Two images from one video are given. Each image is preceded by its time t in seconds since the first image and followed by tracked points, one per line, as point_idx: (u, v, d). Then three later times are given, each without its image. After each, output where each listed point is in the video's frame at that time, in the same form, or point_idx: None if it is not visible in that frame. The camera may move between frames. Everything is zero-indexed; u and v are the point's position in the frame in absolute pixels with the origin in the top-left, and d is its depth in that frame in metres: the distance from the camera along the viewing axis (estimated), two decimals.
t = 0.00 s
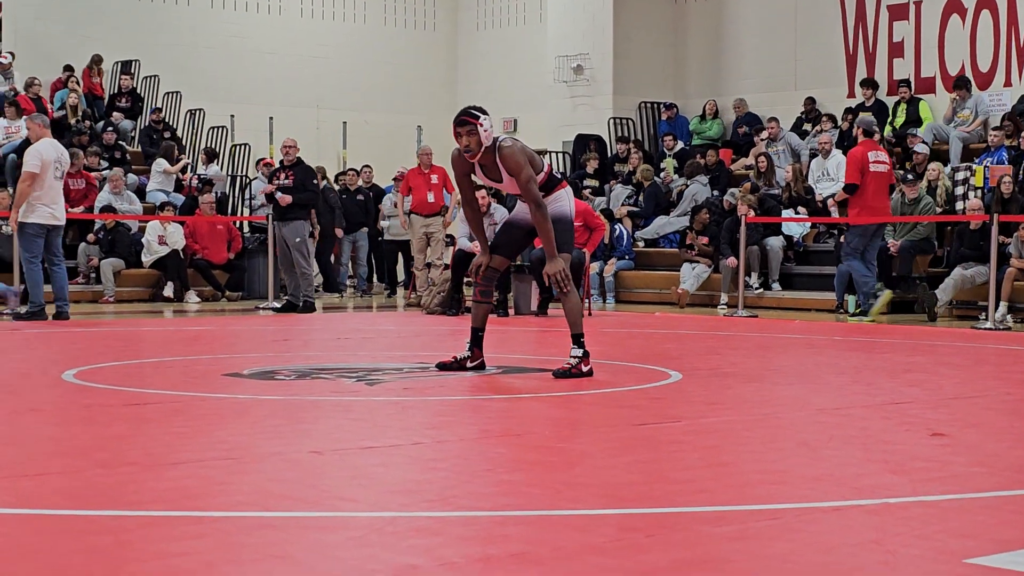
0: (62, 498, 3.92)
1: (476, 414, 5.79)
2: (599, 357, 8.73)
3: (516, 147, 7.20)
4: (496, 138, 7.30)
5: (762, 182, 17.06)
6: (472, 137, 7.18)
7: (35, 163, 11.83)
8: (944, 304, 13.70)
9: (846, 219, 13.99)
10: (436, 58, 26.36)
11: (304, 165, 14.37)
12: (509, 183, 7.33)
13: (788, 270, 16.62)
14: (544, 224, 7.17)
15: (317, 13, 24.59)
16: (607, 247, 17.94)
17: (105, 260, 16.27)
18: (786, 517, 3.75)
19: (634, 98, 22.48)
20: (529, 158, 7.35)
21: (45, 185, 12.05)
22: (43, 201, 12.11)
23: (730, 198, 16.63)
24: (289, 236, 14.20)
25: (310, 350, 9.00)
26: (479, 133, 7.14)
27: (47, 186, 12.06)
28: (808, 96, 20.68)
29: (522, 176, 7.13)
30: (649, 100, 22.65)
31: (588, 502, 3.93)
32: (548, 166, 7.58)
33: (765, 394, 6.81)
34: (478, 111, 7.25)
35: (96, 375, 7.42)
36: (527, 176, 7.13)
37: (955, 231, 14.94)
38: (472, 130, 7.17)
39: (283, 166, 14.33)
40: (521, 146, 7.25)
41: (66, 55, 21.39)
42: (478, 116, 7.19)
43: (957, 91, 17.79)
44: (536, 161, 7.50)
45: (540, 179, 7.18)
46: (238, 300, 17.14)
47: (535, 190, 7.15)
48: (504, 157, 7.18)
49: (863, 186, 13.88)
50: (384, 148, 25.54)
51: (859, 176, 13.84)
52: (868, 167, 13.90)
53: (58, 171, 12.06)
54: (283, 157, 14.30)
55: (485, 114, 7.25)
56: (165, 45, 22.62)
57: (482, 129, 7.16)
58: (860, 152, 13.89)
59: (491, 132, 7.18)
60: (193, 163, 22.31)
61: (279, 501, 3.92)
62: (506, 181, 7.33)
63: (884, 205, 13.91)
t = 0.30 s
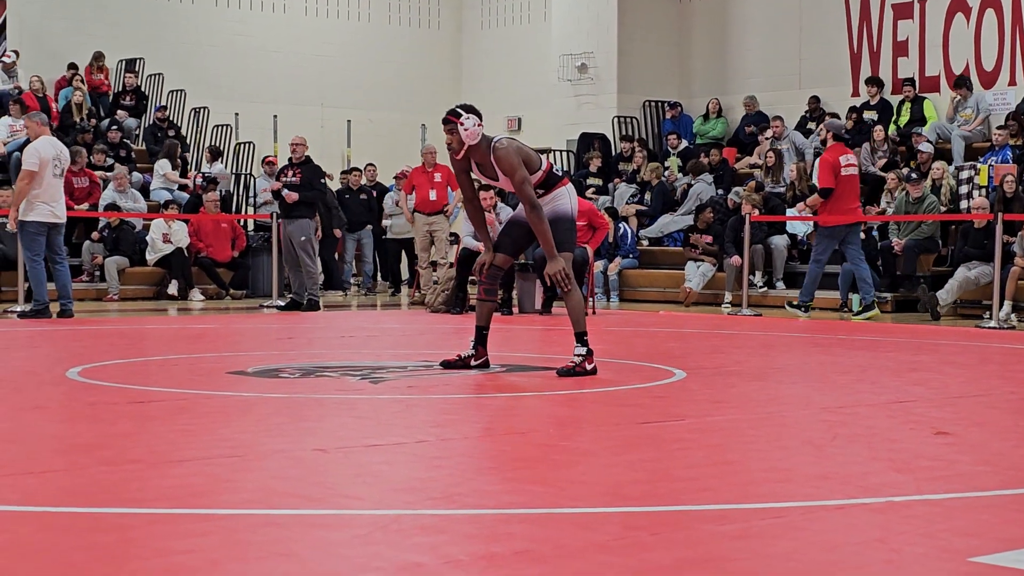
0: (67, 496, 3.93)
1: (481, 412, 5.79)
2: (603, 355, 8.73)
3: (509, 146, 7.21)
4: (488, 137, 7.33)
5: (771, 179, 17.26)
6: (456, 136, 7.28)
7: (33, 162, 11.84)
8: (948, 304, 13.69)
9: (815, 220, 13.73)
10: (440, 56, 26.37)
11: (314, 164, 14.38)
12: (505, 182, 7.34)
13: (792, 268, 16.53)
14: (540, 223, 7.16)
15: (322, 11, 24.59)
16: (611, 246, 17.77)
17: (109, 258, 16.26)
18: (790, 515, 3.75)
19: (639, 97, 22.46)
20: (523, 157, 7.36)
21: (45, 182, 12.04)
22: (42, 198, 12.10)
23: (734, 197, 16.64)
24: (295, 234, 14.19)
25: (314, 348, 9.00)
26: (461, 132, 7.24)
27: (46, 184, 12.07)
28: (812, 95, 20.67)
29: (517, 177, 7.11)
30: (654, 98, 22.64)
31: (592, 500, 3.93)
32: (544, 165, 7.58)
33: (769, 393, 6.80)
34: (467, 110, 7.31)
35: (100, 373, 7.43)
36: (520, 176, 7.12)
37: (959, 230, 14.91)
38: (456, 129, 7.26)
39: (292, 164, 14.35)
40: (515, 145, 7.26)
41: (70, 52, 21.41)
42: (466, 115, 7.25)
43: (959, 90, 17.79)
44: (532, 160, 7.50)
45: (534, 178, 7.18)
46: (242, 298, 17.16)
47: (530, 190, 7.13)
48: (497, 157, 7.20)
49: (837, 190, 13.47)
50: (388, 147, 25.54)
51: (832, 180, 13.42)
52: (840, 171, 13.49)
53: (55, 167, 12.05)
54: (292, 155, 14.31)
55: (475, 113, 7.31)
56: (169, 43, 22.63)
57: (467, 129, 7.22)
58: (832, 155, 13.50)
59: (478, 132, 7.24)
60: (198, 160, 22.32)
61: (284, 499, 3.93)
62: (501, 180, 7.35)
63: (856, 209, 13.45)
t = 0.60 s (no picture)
0: (71, 496, 3.93)
1: (486, 413, 5.79)
2: (608, 356, 8.73)
3: (511, 147, 7.21)
4: (490, 139, 7.33)
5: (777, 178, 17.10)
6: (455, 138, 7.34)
7: (34, 162, 11.88)
8: (953, 305, 13.69)
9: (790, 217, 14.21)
10: (445, 56, 26.37)
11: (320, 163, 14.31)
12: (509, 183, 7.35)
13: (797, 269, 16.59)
14: (543, 224, 7.15)
15: (327, 12, 24.61)
16: (616, 247, 17.74)
17: (114, 259, 16.28)
18: (795, 516, 3.75)
19: (644, 97, 22.45)
20: (527, 158, 7.36)
21: (47, 184, 12.06)
22: (44, 200, 12.08)
23: (739, 198, 16.58)
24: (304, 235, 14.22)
25: (319, 349, 9.00)
26: (461, 134, 7.28)
27: (48, 185, 12.08)
28: (817, 96, 20.66)
29: (519, 178, 7.11)
30: (659, 99, 22.62)
31: (597, 500, 3.93)
32: (548, 166, 7.58)
33: (774, 394, 6.80)
34: (467, 113, 7.33)
35: (105, 373, 7.44)
36: (523, 177, 7.12)
37: (964, 231, 14.90)
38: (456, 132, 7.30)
39: (299, 163, 14.26)
40: (518, 146, 7.26)
41: (75, 52, 21.44)
42: (466, 118, 7.27)
43: (964, 90, 17.77)
44: (537, 161, 7.50)
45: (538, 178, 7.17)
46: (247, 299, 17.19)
47: (533, 191, 7.13)
48: (500, 158, 7.21)
49: (798, 187, 13.96)
50: (393, 147, 25.55)
51: (794, 178, 13.93)
52: (806, 170, 13.94)
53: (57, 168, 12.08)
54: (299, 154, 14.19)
55: (477, 116, 7.34)
56: (174, 43, 22.66)
57: (466, 132, 7.25)
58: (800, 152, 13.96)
59: (478, 134, 7.27)
60: (203, 160, 22.35)
61: (289, 499, 3.93)
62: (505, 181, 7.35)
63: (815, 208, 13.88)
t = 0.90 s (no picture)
0: (81, 501, 3.94)
1: (494, 418, 5.79)
2: (616, 361, 8.73)
3: (521, 152, 7.22)
4: (500, 144, 7.34)
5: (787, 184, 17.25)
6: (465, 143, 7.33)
7: (42, 168, 11.96)
8: (960, 311, 13.69)
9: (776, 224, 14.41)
10: (453, 61, 26.41)
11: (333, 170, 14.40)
12: (519, 188, 7.35)
13: (807, 275, 16.63)
14: (553, 229, 7.16)
15: (336, 17, 24.67)
16: (625, 252, 17.74)
17: (123, 264, 16.32)
18: (803, 522, 3.74)
19: (652, 103, 22.46)
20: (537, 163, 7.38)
21: (57, 190, 12.11)
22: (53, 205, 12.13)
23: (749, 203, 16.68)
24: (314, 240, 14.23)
25: (327, 354, 9.01)
26: (471, 140, 7.28)
27: (57, 191, 12.13)
28: (826, 101, 20.65)
29: (531, 183, 7.12)
30: (667, 104, 22.61)
31: (606, 506, 3.93)
32: (558, 170, 7.59)
33: (782, 400, 6.79)
34: (476, 119, 7.33)
35: (114, 378, 7.45)
36: (534, 182, 7.13)
37: (973, 236, 14.88)
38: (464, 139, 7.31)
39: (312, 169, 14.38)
40: (528, 151, 7.27)
41: (85, 57, 21.51)
42: (475, 125, 7.27)
43: (971, 95, 17.75)
44: (547, 166, 7.51)
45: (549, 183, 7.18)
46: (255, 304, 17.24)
47: (544, 195, 7.13)
48: (511, 163, 7.22)
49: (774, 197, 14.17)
50: (402, 152, 25.56)
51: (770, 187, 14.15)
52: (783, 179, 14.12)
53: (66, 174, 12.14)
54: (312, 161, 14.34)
55: (487, 122, 7.33)
56: (183, 49, 22.73)
57: (474, 139, 7.26)
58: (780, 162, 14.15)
59: (487, 139, 7.27)
60: (212, 163, 22.41)
61: (298, 504, 3.93)
62: (516, 185, 7.36)
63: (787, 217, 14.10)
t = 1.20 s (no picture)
0: (94, 505, 3.95)
1: (506, 423, 5.79)
2: (628, 367, 8.73)
3: (534, 157, 7.22)
4: (512, 149, 7.35)
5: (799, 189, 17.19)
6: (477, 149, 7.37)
7: (59, 172, 11.97)
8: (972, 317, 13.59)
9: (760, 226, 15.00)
10: (465, 66, 26.43)
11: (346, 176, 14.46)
12: (532, 192, 7.35)
13: (818, 281, 16.56)
14: (563, 234, 7.15)
15: (348, 23, 24.72)
16: (637, 257, 17.74)
17: (135, 268, 16.37)
18: (815, 528, 3.73)
19: (664, 108, 22.44)
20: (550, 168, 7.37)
21: (74, 194, 12.14)
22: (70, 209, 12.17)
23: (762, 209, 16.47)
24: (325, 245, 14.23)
25: (339, 359, 9.02)
26: (482, 145, 7.31)
27: (73, 195, 12.16)
28: (838, 107, 20.62)
29: (541, 186, 7.12)
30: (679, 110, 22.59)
31: (618, 512, 3.92)
32: (571, 176, 7.59)
33: (794, 406, 6.77)
34: (489, 124, 7.36)
35: (127, 383, 7.47)
36: (545, 186, 7.12)
37: (985, 242, 14.82)
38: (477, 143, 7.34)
39: (325, 174, 14.43)
40: (540, 156, 7.27)
41: (98, 62, 21.59)
42: (487, 130, 7.31)
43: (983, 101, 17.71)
44: (561, 171, 7.51)
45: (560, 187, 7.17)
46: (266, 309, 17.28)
47: (555, 200, 7.12)
48: (523, 168, 7.22)
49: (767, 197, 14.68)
50: (414, 158, 25.57)
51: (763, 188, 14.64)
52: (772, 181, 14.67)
53: (84, 178, 12.17)
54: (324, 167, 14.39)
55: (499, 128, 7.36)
56: (195, 54, 22.79)
57: (486, 144, 7.30)
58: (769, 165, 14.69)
59: (499, 144, 7.30)
60: (225, 169, 22.47)
61: (310, 509, 3.93)
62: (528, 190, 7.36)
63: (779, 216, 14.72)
